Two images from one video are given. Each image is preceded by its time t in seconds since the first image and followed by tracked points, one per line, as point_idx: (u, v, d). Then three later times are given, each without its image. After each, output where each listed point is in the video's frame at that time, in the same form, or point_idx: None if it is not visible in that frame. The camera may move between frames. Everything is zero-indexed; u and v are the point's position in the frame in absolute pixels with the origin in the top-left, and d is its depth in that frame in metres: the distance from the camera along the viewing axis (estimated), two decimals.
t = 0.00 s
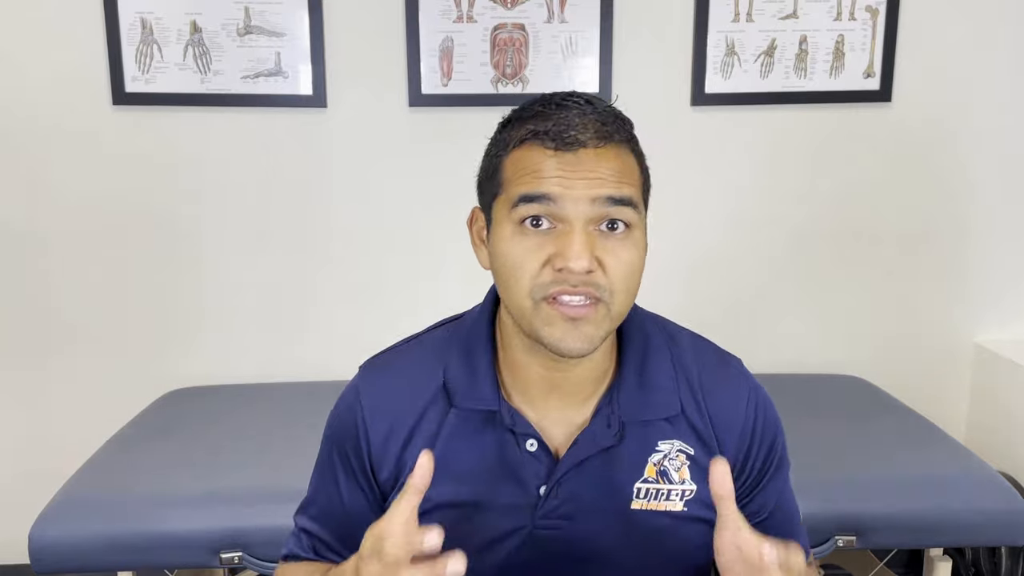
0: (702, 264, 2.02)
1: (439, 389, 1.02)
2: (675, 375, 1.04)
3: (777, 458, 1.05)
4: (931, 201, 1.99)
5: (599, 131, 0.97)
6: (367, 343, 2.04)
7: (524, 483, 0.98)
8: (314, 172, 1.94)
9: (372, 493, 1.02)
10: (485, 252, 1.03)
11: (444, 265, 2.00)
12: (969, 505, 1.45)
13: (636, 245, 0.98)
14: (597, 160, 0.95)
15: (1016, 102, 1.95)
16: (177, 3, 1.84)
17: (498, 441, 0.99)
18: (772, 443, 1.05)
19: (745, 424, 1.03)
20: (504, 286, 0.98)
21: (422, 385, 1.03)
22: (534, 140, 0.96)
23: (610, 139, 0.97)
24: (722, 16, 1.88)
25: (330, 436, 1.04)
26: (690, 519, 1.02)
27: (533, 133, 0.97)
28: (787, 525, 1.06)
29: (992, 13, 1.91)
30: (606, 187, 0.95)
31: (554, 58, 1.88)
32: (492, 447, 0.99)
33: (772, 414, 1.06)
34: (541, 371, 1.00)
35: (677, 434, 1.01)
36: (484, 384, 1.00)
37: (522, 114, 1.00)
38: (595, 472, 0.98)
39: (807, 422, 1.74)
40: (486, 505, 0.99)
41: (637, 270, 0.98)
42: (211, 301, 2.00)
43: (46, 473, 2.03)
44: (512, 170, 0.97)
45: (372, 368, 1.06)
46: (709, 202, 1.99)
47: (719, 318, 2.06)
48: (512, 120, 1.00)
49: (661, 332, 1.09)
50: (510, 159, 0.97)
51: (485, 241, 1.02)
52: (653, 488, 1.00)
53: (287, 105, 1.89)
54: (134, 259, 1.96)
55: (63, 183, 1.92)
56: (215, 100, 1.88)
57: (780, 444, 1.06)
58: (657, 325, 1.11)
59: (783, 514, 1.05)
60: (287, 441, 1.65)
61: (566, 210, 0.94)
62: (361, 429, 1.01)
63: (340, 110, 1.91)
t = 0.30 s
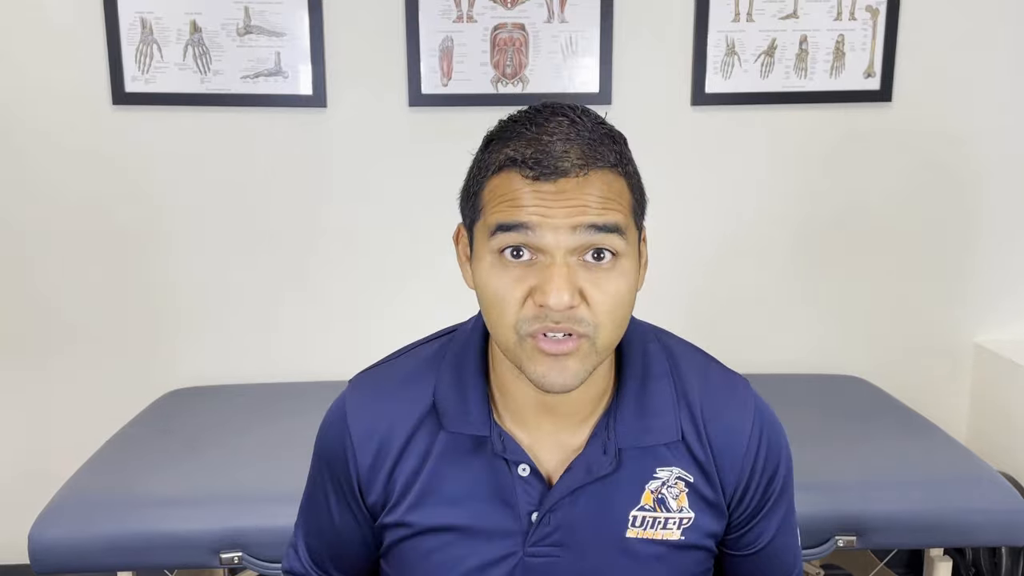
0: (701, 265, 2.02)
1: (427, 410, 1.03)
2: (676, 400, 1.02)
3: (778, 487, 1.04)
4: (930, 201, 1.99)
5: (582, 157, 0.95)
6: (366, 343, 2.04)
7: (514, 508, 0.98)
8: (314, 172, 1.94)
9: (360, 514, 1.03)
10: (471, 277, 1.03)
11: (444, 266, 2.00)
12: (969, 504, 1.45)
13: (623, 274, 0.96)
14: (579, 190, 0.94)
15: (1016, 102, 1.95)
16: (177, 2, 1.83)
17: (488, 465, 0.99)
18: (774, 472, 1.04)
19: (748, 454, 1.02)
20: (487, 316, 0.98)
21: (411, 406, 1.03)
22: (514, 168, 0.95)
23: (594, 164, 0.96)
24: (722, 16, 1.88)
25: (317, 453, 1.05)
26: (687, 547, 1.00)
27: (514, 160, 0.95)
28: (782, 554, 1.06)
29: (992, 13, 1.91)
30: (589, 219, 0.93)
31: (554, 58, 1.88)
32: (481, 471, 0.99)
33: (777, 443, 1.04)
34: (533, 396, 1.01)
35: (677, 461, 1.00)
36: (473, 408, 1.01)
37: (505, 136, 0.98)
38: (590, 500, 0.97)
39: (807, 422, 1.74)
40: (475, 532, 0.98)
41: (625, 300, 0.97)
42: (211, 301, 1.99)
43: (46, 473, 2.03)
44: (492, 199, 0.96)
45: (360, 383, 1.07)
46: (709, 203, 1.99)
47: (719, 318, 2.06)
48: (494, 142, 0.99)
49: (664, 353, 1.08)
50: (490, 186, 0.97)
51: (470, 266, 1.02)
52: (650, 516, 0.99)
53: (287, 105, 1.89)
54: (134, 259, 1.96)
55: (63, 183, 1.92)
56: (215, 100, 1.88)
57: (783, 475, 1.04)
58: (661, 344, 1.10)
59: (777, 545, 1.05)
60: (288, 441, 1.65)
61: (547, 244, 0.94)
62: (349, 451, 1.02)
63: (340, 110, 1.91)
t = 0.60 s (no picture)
0: (701, 265, 2.02)
1: (435, 414, 1.03)
2: (681, 402, 1.02)
3: (779, 491, 1.04)
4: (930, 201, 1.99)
5: (566, 150, 0.95)
6: (366, 342, 2.04)
7: (522, 512, 0.98)
8: (314, 172, 1.94)
9: (366, 520, 1.03)
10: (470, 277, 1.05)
11: (443, 265, 2.00)
12: (969, 504, 1.44)
13: (611, 267, 0.95)
14: (560, 183, 0.94)
15: (1016, 102, 1.94)
16: (177, 2, 1.83)
17: (497, 468, 0.99)
18: (777, 476, 1.04)
19: (752, 457, 1.02)
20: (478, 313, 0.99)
21: (419, 410, 1.03)
22: (498, 165, 0.96)
23: (578, 157, 0.95)
24: (722, 16, 1.88)
25: (321, 458, 1.04)
26: (691, 550, 1.00)
27: (497, 157, 0.96)
28: (781, 559, 1.06)
29: (992, 13, 1.91)
30: (570, 211, 0.93)
31: (554, 58, 1.88)
32: (490, 475, 0.99)
33: (779, 447, 1.04)
34: (536, 398, 1.01)
35: (682, 464, 1.00)
36: (482, 411, 1.01)
37: (494, 135, 1.00)
38: (596, 503, 0.97)
39: (807, 422, 1.74)
40: (482, 536, 0.98)
41: (614, 294, 0.95)
42: (211, 301, 1.99)
43: (45, 473, 2.03)
44: (479, 196, 0.98)
45: (365, 387, 1.07)
46: (709, 204, 1.99)
47: (719, 318, 2.06)
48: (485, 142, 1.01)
49: (668, 355, 1.08)
50: (478, 185, 0.98)
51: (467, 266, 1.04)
52: (655, 519, 0.99)
53: (287, 105, 1.89)
54: (134, 259, 1.96)
55: (62, 183, 1.92)
56: (215, 100, 1.88)
57: (785, 479, 1.04)
58: (665, 346, 1.10)
59: (776, 549, 1.05)
60: (288, 441, 1.65)
61: (529, 237, 0.94)
62: (356, 456, 1.02)
63: (340, 110, 1.91)
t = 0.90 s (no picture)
0: (702, 264, 2.02)
1: (446, 397, 1.03)
2: (690, 388, 1.02)
3: (789, 483, 1.03)
4: (931, 200, 1.99)
5: (554, 135, 0.95)
6: (366, 342, 2.04)
7: (531, 495, 0.98)
8: (314, 171, 1.94)
9: (377, 502, 1.03)
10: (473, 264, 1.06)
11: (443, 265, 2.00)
12: (969, 504, 1.44)
13: (598, 249, 0.95)
14: (544, 165, 0.93)
15: (1016, 102, 1.95)
16: (176, 2, 1.83)
17: (506, 451, 0.99)
18: (788, 466, 1.02)
19: (762, 446, 1.01)
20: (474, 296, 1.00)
21: (431, 393, 1.04)
22: (489, 151, 0.97)
23: (565, 141, 0.95)
24: (722, 16, 1.88)
25: (334, 441, 1.04)
26: (699, 537, 1.00)
27: (489, 144, 0.98)
28: (790, 555, 1.03)
29: (991, 14, 1.91)
30: (554, 193, 0.93)
31: (554, 58, 1.88)
32: (499, 457, 0.99)
33: (790, 436, 1.03)
34: (540, 381, 1.01)
35: (690, 450, 1.00)
36: (492, 394, 1.01)
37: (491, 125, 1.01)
38: (604, 488, 0.97)
39: (806, 422, 1.74)
40: (492, 518, 0.98)
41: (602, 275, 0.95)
42: (210, 302, 1.99)
43: (44, 473, 2.03)
44: (474, 183, 0.99)
45: (379, 373, 1.07)
46: (709, 204, 1.99)
47: (719, 317, 2.05)
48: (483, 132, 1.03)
49: (677, 343, 1.08)
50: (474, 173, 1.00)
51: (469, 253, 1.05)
52: (664, 505, 0.98)
53: (287, 105, 1.89)
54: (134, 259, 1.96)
55: (62, 184, 1.92)
56: (215, 100, 1.87)
57: (797, 468, 1.03)
58: (674, 334, 1.10)
59: (786, 543, 1.03)
60: (287, 441, 1.65)
61: (515, 219, 0.94)
62: (367, 438, 1.02)
63: (340, 109, 1.91)
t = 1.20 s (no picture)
0: (702, 265, 2.02)
1: (445, 411, 1.03)
2: (691, 399, 1.02)
3: (789, 492, 1.03)
4: (931, 201, 1.99)
5: (559, 161, 0.94)
6: (366, 343, 2.04)
7: (530, 510, 0.98)
8: (314, 172, 1.94)
9: (382, 514, 1.03)
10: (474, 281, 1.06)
11: (443, 265, 2.00)
12: (968, 504, 1.44)
13: (602, 279, 0.95)
14: (549, 195, 0.93)
15: (1016, 102, 1.94)
16: (176, 2, 1.83)
17: (506, 466, 1.00)
18: (789, 476, 1.03)
19: (762, 457, 1.01)
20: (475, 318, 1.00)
21: (431, 408, 1.04)
22: (491, 175, 0.96)
23: (570, 168, 0.94)
24: (722, 16, 1.88)
25: (336, 456, 1.05)
26: (699, 549, 1.00)
27: (491, 166, 0.96)
28: (791, 563, 1.04)
29: (991, 13, 1.91)
30: (559, 224, 0.92)
31: (554, 58, 1.88)
32: (499, 471, 1.00)
33: (791, 445, 1.03)
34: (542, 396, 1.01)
35: (690, 462, 1.00)
36: (492, 410, 1.01)
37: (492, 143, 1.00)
38: (604, 501, 0.98)
39: (806, 422, 1.74)
40: (492, 531, 0.98)
41: (605, 304, 0.95)
42: (210, 302, 1.99)
43: (45, 473, 2.03)
44: (475, 206, 0.98)
45: (378, 387, 1.07)
46: (709, 204, 1.99)
47: (719, 318, 2.06)
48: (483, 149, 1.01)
49: (678, 353, 1.07)
50: (475, 194, 0.99)
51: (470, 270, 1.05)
52: (664, 518, 0.98)
53: (287, 105, 1.88)
54: (134, 259, 1.96)
55: (61, 183, 1.92)
56: (214, 100, 1.87)
57: (797, 478, 1.03)
58: (675, 343, 1.10)
59: (785, 553, 1.04)
60: (287, 441, 1.65)
61: (519, 248, 0.94)
62: (370, 452, 1.02)
63: (340, 109, 1.91)
